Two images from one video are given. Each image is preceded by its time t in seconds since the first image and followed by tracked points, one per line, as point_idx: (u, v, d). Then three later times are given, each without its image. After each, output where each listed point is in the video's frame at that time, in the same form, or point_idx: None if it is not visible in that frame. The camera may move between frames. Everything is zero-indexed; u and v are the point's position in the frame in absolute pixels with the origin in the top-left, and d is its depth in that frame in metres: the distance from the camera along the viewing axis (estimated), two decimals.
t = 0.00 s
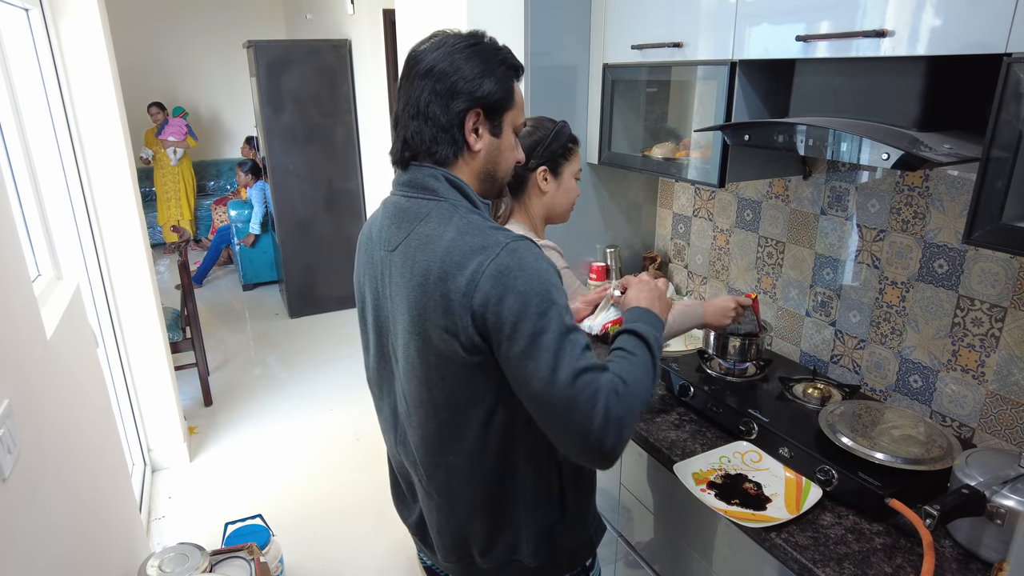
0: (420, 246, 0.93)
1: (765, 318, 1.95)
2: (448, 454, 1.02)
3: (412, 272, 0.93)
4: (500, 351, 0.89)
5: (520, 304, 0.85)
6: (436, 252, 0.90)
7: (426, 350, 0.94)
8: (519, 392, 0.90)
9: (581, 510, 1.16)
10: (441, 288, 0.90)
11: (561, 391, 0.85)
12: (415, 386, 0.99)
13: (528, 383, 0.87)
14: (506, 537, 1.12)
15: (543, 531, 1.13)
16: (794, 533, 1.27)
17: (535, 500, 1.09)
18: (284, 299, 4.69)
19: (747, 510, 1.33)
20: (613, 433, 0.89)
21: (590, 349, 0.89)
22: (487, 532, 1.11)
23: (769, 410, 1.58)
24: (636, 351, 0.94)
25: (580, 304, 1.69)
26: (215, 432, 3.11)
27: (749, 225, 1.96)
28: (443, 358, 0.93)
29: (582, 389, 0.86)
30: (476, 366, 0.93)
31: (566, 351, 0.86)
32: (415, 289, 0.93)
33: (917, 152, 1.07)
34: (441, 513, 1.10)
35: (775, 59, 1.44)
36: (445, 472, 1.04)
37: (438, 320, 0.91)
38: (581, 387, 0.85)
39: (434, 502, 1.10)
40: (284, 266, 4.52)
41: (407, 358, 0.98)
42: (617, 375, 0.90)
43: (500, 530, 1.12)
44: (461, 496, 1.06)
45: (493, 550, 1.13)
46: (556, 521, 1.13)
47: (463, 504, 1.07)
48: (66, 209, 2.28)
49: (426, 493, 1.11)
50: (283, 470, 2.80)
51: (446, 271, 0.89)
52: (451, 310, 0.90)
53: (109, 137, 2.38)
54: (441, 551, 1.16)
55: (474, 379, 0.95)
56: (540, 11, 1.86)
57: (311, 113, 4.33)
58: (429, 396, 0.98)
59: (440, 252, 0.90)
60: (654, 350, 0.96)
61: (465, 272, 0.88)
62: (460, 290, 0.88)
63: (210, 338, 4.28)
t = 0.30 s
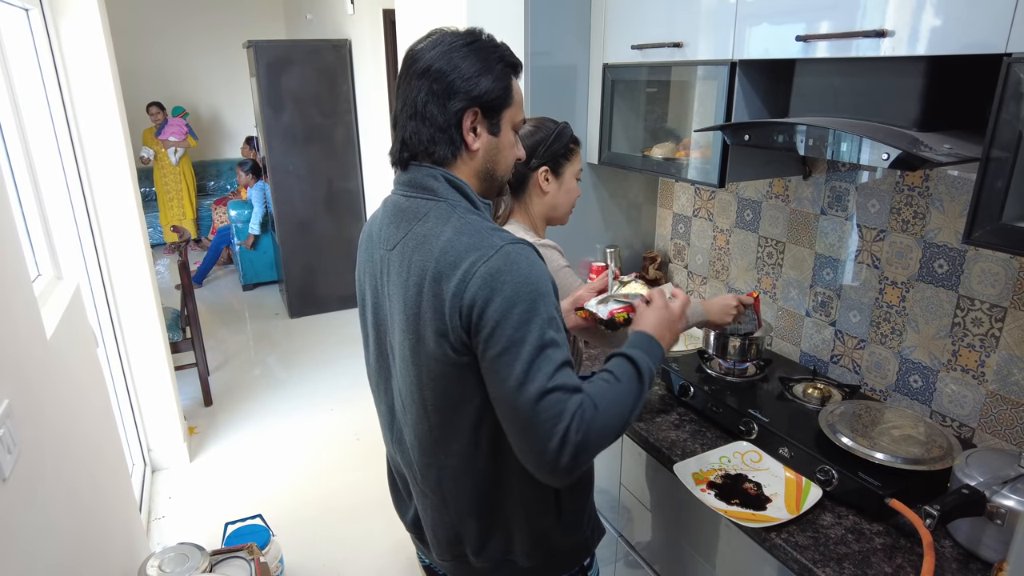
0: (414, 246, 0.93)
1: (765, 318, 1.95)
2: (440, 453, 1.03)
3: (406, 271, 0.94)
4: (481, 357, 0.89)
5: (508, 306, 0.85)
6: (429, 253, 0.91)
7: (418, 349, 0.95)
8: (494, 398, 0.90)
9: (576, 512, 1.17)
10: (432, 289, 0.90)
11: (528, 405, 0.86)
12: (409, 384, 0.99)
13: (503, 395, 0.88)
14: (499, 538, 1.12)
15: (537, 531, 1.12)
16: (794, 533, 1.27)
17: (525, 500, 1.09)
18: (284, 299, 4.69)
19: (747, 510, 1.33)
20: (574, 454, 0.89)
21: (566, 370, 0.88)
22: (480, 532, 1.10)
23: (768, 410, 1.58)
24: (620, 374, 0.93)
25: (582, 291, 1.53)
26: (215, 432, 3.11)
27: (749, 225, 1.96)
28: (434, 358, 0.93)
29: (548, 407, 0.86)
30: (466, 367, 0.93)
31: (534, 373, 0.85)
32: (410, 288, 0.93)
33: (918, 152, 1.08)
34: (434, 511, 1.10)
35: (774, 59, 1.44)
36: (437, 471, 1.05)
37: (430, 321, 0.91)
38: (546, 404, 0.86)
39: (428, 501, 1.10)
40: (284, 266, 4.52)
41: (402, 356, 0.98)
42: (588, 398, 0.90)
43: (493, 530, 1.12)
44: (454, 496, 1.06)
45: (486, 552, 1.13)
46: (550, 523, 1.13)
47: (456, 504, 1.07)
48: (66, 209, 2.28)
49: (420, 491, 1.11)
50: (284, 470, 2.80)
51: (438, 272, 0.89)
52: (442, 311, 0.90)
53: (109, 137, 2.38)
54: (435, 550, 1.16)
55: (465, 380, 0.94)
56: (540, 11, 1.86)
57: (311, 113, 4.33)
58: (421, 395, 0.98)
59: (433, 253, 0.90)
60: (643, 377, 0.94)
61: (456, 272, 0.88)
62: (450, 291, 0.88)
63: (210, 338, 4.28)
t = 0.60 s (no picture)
0: (415, 247, 0.94)
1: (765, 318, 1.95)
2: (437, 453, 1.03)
3: (407, 271, 0.94)
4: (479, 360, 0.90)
5: (508, 309, 0.85)
6: (429, 254, 0.91)
7: (417, 349, 0.95)
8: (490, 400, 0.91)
9: (572, 514, 1.15)
10: (432, 290, 0.90)
11: (528, 409, 0.88)
12: (407, 383, 0.99)
13: (500, 398, 0.88)
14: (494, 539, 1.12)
15: (532, 534, 1.12)
16: (794, 533, 1.27)
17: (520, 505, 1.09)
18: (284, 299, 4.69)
19: (747, 510, 1.33)
20: (572, 457, 0.93)
21: (563, 376, 0.92)
22: (475, 533, 1.10)
23: (768, 410, 1.58)
24: (598, 380, 1.01)
25: (587, 297, 1.49)
26: (216, 432, 3.11)
27: (749, 225, 1.96)
28: (432, 359, 0.93)
29: (548, 411, 0.89)
30: (464, 369, 0.93)
31: (535, 380, 0.87)
32: (410, 288, 0.93)
33: (917, 152, 1.08)
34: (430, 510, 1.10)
35: (775, 59, 1.44)
36: (434, 471, 1.05)
37: (429, 321, 0.91)
38: (547, 410, 0.89)
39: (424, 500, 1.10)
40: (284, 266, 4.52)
41: (400, 355, 0.99)
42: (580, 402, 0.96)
43: (487, 531, 1.11)
44: (449, 496, 1.06)
45: (481, 552, 1.12)
46: (545, 526, 1.12)
47: (451, 504, 1.07)
48: (66, 209, 2.28)
49: (417, 490, 1.11)
50: (284, 470, 2.80)
51: (438, 273, 0.90)
52: (441, 312, 0.90)
53: (109, 137, 2.38)
54: (430, 549, 1.16)
55: (462, 381, 0.94)
56: (540, 11, 1.86)
57: (311, 113, 4.33)
58: (420, 394, 0.98)
59: (434, 255, 0.90)
60: (620, 385, 1.03)
61: (457, 273, 0.88)
62: (450, 292, 0.88)
63: (210, 337, 4.28)
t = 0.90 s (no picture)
0: (424, 246, 0.93)
1: (765, 318, 1.95)
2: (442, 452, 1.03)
3: (416, 270, 0.94)
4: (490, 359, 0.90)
5: (521, 310, 0.85)
6: (439, 253, 0.91)
7: (425, 348, 0.95)
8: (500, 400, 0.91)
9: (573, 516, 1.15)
10: (442, 289, 0.90)
11: (540, 409, 0.88)
12: (414, 382, 0.99)
13: (511, 397, 0.88)
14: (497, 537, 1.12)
15: (534, 533, 1.12)
16: (794, 533, 1.27)
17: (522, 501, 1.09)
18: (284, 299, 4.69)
19: (747, 510, 1.33)
20: (581, 456, 0.94)
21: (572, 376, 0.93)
22: (478, 532, 1.10)
23: (768, 410, 1.58)
24: (603, 387, 1.03)
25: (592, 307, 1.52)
26: (216, 432, 3.11)
27: (749, 225, 1.96)
28: (441, 358, 0.93)
29: (558, 409, 0.90)
30: (473, 368, 0.93)
31: (545, 379, 0.88)
32: (418, 287, 0.93)
33: (918, 152, 1.08)
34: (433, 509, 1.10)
35: (774, 59, 1.44)
36: (439, 470, 1.05)
37: (438, 320, 0.92)
38: (557, 409, 0.90)
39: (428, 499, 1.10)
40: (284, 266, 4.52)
41: (407, 354, 0.98)
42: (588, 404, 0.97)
43: (491, 531, 1.11)
44: (454, 496, 1.06)
45: (484, 551, 1.12)
46: (546, 525, 1.12)
47: (455, 504, 1.07)
48: (66, 209, 2.28)
49: (420, 489, 1.11)
50: (284, 469, 2.81)
51: (449, 272, 0.90)
52: (452, 311, 0.90)
53: (109, 137, 2.38)
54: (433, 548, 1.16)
55: (470, 381, 0.94)
56: (540, 11, 1.86)
57: (311, 113, 4.33)
58: (427, 394, 0.98)
59: (444, 254, 0.90)
60: (626, 394, 1.04)
61: (468, 273, 0.88)
62: (461, 292, 0.88)
63: (210, 337, 4.28)
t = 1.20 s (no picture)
0: (450, 245, 0.93)
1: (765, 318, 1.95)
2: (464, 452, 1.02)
3: (441, 269, 0.93)
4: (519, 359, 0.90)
5: (553, 310, 0.85)
6: (467, 251, 0.90)
7: (449, 348, 0.94)
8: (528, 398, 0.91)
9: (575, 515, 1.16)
10: (470, 288, 0.90)
11: (569, 409, 0.88)
12: (437, 381, 0.98)
13: (543, 397, 0.88)
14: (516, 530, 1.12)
15: (553, 528, 1.12)
16: (794, 533, 1.27)
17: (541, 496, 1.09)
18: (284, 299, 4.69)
19: (747, 510, 1.33)
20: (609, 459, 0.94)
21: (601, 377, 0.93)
22: (497, 530, 1.10)
23: (768, 410, 1.58)
24: (638, 389, 1.01)
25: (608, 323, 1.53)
26: (215, 432, 3.11)
27: (749, 225, 1.96)
28: (469, 357, 0.93)
29: (590, 408, 0.90)
30: (498, 368, 0.93)
31: (578, 379, 0.88)
32: (443, 286, 0.93)
33: (917, 152, 1.08)
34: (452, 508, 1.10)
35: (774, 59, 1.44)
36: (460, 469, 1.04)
37: (466, 319, 0.91)
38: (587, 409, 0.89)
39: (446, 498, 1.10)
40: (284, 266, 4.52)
41: (430, 353, 0.98)
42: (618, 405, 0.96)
43: (507, 529, 1.11)
44: (473, 494, 1.06)
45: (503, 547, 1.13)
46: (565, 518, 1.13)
47: (474, 502, 1.06)
48: (66, 209, 2.28)
49: (436, 488, 1.11)
50: (284, 469, 2.81)
51: (477, 271, 0.89)
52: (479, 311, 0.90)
53: (109, 137, 2.38)
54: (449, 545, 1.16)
55: (497, 380, 0.94)
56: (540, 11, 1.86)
57: (311, 113, 4.33)
58: (451, 393, 0.98)
59: (472, 253, 0.90)
60: (662, 397, 1.02)
61: (498, 272, 0.88)
62: (491, 292, 0.88)
63: (210, 337, 4.28)
